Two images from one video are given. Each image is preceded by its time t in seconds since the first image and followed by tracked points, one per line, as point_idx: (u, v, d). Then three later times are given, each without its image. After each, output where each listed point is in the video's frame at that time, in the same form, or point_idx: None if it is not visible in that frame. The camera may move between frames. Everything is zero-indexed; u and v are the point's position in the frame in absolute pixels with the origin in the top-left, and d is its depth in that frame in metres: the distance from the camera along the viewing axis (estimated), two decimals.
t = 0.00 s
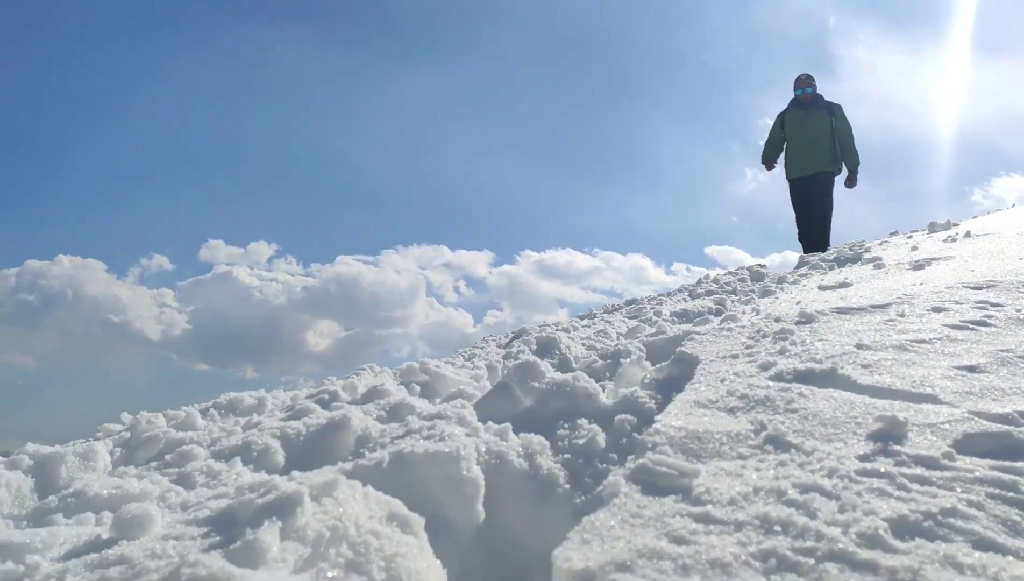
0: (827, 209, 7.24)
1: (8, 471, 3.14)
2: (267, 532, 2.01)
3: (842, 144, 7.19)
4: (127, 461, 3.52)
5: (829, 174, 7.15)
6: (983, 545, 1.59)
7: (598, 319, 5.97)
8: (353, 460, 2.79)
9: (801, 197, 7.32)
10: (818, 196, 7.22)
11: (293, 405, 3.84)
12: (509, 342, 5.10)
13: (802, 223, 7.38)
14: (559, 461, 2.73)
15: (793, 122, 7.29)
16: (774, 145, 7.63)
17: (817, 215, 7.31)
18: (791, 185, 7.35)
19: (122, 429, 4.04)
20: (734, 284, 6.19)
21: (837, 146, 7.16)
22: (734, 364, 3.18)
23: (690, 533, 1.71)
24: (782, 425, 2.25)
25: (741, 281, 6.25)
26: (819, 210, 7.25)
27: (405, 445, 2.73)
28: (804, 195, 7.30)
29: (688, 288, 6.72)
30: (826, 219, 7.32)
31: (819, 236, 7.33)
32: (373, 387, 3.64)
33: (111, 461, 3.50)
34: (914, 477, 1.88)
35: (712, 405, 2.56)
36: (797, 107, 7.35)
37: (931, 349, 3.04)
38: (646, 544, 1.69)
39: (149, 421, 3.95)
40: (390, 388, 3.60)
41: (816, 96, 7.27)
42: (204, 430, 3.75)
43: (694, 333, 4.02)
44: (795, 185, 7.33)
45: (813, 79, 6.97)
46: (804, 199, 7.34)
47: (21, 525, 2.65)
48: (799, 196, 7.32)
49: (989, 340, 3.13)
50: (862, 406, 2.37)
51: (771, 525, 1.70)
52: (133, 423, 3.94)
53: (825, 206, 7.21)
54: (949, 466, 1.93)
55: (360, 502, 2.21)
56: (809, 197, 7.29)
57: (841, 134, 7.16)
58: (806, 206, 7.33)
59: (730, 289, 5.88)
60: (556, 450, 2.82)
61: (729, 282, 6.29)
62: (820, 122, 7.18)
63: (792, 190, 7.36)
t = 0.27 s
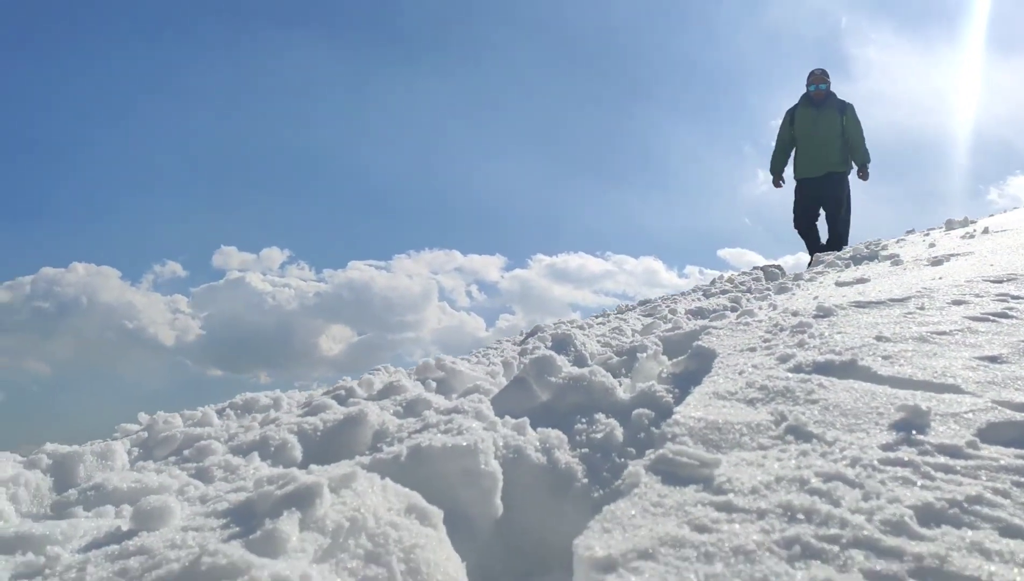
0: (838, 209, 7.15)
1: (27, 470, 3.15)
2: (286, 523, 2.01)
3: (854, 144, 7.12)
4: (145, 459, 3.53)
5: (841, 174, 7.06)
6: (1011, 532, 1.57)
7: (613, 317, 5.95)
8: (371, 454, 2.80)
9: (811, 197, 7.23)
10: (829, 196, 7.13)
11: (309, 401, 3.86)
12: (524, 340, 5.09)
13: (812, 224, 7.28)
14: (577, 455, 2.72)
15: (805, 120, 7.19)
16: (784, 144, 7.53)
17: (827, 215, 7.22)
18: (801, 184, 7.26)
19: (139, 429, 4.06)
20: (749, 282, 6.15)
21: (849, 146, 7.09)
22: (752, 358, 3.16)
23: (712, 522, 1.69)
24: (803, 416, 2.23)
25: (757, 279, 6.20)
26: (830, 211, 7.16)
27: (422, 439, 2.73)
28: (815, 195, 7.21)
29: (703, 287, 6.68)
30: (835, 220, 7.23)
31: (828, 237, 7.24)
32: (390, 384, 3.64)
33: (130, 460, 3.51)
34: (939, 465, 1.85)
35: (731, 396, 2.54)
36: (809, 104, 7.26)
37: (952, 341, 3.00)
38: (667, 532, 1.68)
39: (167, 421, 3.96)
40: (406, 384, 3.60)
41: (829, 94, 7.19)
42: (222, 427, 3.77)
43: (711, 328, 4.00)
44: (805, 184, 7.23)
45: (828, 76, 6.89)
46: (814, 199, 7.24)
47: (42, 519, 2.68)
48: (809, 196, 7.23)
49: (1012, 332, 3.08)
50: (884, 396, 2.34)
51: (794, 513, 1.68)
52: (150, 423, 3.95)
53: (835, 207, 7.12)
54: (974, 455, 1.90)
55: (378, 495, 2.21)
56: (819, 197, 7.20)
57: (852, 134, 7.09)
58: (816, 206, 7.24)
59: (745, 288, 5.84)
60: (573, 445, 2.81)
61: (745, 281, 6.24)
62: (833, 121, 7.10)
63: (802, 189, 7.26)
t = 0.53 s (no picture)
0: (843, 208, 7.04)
1: (36, 479, 3.17)
2: (296, 531, 2.03)
3: (856, 140, 7.05)
4: (154, 468, 3.55)
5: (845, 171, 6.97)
6: (1020, 538, 1.57)
7: (620, 323, 5.95)
8: (380, 462, 2.81)
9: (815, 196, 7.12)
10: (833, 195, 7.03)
11: (318, 408, 3.87)
12: (531, 346, 5.10)
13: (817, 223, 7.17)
14: (586, 461, 2.72)
15: (805, 117, 7.12)
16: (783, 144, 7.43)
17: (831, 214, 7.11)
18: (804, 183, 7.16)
19: (148, 436, 4.08)
20: (757, 287, 6.14)
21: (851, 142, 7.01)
22: (760, 363, 3.16)
23: (720, 529, 1.70)
24: (811, 422, 2.23)
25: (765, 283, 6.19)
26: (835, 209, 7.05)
27: (431, 447, 2.74)
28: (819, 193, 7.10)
29: (710, 292, 6.67)
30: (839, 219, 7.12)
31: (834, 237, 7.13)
32: (398, 391, 3.66)
33: (139, 468, 3.54)
34: (947, 471, 1.85)
35: (739, 402, 2.55)
36: (808, 101, 7.20)
37: (961, 345, 2.99)
38: (676, 539, 1.68)
39: (175, 429, 3.98)
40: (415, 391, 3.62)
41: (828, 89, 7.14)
42: (230, 435, 3.79)
43: (719, 334, 4.00)
44: (808, 183, 7.13)
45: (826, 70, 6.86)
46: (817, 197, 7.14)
47: (53, 528, 2.70)
48: (812, 195, 7.13)
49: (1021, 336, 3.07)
50: (892, 401, 2.34)
51: (803, 520, 1.68)
52: (159, 431, 3.97)
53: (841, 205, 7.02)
54: (984, 461, 1.90)
55: (388, 503, 2.22)
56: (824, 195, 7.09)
57: (854, 130, 7.02)
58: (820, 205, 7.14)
59: (753, 292, 5.83)
60: (581, 451, 2.81)
61: (753, 286, 6.23)
62: (833, 116, 7.03)
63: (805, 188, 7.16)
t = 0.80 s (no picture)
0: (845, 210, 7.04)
1: (43, 492, 3.19)
2: (303, 545, 2.03)
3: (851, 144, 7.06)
4: (161, 481, 3.57)
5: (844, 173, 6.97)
6: None
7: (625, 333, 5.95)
8: (386, 474, 2.82)
9: (816, 200, 7.10)
10: (834, 197, 7.02)
11: (324, 420, 3.89)
12: (537, 357, 5.11)
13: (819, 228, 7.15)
14: (592, 472, 2.73)
15: (800, 122, 7.09)
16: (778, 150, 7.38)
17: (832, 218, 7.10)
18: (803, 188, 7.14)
19: (154, 449, 4.10)
20: (762, 295, 6.14)
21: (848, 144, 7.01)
22: (766, 373, 3.16)
23: (726, 540, 1.70)
24: (816, 432, 2.23)
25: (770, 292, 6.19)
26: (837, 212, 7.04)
27: (437, 458, 2.75)
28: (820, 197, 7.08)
29: (715, 301, 6.67)
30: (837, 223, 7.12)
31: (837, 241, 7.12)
32: (404, 402, 3.67)
33: (145, 481, 3.55)
34: (953, 480, 1.85)
35: (745, 412, 2.55)
36: (801, 105, 7.18)
37: (965, 353, 2.99)
38: (682, 551, 1.69)
39: (181, 441, 4.00)
40: (421, 402, 3.63)
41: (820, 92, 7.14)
42: (236, 447, 3.81)
43: (724, 344, 4.00)
44: (808, 188, 7.11)
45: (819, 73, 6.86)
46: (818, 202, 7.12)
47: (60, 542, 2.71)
48: (813, 199, 7.11)
49: None
50: (897, 410, 2.34)
51: (809, 530, 1.68)
52: (165, 444, 3.99)
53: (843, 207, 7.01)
54: (989, 470, 1.90)
55: (395, 515, 2.23)
56: (825, 199, 7.07)
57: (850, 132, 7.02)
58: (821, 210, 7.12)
59: (758, 302, 5.83)
60: (587, 462, 2.81)
61: (758, 295, 6.23)
62: (829, 120, 7.02)
63: (805, 193, 7.13)
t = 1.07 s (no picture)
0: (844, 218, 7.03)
1: (47, 507, 3.19)
2: (309, 558, 2.04)
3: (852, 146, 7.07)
4: (164, 495, 3.57)
5: (844, 180, 6.97)
6: None
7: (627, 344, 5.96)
8: (391, 486, 2.83)
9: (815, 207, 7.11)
10: (833, 205, 7.03)
11: (328, 433, 3.89)
12: (540, 369, 5.11)
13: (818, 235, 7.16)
14: (596, 483, 2.73)
15: (802, 124, 7.11)
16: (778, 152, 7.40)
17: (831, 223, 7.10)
18: (803, 194, 7.14)
19: (158, 464, 4.10)
20: (765, 305, 6.15)
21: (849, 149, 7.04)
22: (769, 383, 3.17)
23: (731, 551, 1.71)
24: (820, 442, 2.24)
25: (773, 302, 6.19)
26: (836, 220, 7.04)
27: (441, 471, 2.76)
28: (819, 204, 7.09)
29: (717, 312, 6.68)
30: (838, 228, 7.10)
31: (836, 249, 7.12)
32: (407, 415, 3.68)
33: (149, 496, 3.55)
34: (957, 490, 1.85)
35: (748, 423, 2.56)
36: (803, 108, 7.19)
37: (968, 363, 3.00)
38: (687, 562, 1.69)
39: (185, 455, 4.00)
40: (425, 414, 3.64)
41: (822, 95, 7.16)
42: (240, 461, 3.81)
43: (727, 354, 4.01)
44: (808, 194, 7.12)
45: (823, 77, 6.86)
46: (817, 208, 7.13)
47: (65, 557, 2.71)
48: (813, 206, 7.12)
49: None
50: (901, 420, 2.35)
51: (814, 541, 1.69)
52: (169, 458, 3.99)
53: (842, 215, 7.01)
54: (993, 479, 1.90)
55: (400, 528, 2.24)
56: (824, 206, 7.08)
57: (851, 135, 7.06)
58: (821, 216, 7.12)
59: (761, 312, 5.84)
60: (592, 473, 2.82)
61: (760, 304, 6.24)
62: (831, 123, 7.04)
63: (805, 199, 7.14)
